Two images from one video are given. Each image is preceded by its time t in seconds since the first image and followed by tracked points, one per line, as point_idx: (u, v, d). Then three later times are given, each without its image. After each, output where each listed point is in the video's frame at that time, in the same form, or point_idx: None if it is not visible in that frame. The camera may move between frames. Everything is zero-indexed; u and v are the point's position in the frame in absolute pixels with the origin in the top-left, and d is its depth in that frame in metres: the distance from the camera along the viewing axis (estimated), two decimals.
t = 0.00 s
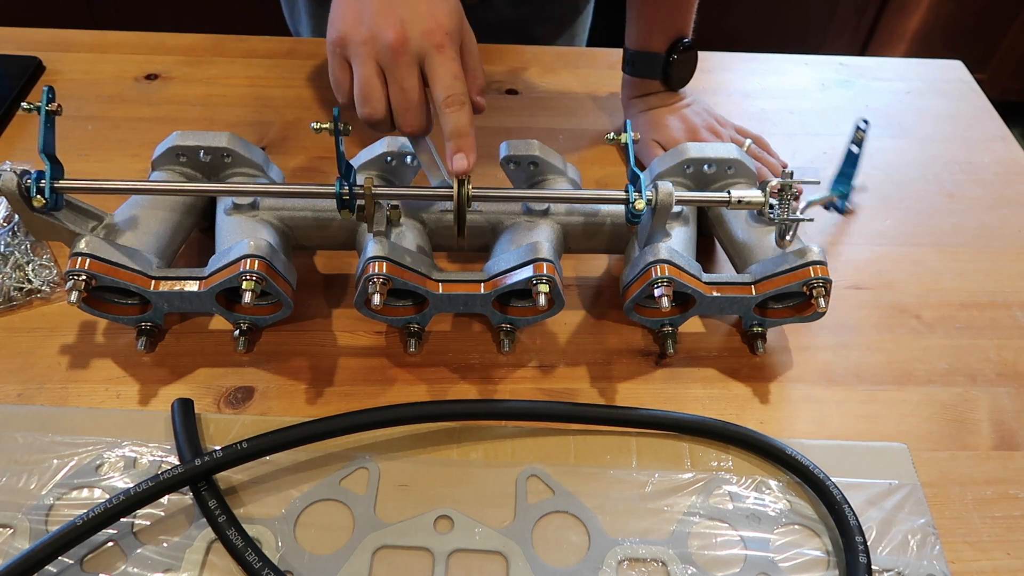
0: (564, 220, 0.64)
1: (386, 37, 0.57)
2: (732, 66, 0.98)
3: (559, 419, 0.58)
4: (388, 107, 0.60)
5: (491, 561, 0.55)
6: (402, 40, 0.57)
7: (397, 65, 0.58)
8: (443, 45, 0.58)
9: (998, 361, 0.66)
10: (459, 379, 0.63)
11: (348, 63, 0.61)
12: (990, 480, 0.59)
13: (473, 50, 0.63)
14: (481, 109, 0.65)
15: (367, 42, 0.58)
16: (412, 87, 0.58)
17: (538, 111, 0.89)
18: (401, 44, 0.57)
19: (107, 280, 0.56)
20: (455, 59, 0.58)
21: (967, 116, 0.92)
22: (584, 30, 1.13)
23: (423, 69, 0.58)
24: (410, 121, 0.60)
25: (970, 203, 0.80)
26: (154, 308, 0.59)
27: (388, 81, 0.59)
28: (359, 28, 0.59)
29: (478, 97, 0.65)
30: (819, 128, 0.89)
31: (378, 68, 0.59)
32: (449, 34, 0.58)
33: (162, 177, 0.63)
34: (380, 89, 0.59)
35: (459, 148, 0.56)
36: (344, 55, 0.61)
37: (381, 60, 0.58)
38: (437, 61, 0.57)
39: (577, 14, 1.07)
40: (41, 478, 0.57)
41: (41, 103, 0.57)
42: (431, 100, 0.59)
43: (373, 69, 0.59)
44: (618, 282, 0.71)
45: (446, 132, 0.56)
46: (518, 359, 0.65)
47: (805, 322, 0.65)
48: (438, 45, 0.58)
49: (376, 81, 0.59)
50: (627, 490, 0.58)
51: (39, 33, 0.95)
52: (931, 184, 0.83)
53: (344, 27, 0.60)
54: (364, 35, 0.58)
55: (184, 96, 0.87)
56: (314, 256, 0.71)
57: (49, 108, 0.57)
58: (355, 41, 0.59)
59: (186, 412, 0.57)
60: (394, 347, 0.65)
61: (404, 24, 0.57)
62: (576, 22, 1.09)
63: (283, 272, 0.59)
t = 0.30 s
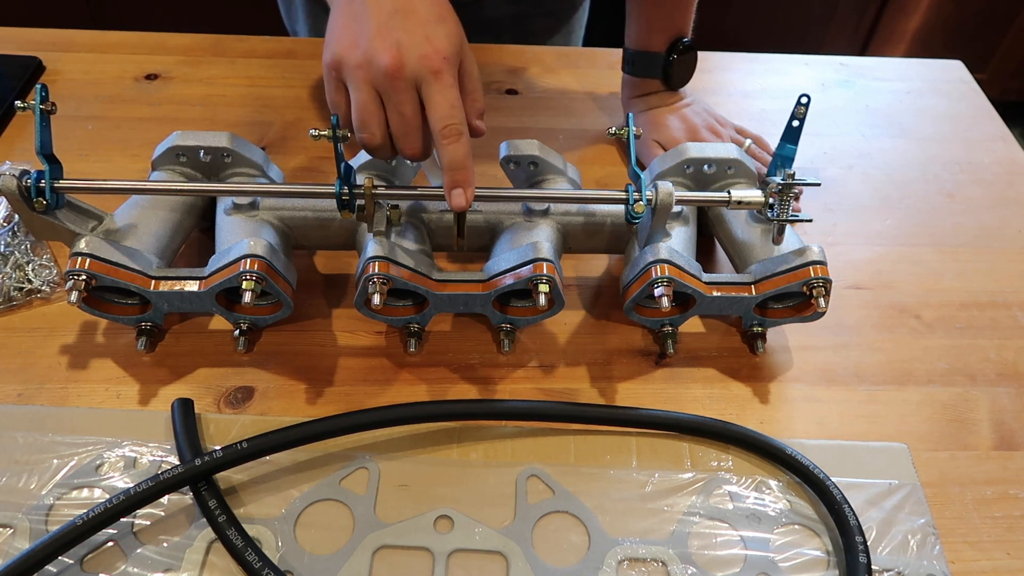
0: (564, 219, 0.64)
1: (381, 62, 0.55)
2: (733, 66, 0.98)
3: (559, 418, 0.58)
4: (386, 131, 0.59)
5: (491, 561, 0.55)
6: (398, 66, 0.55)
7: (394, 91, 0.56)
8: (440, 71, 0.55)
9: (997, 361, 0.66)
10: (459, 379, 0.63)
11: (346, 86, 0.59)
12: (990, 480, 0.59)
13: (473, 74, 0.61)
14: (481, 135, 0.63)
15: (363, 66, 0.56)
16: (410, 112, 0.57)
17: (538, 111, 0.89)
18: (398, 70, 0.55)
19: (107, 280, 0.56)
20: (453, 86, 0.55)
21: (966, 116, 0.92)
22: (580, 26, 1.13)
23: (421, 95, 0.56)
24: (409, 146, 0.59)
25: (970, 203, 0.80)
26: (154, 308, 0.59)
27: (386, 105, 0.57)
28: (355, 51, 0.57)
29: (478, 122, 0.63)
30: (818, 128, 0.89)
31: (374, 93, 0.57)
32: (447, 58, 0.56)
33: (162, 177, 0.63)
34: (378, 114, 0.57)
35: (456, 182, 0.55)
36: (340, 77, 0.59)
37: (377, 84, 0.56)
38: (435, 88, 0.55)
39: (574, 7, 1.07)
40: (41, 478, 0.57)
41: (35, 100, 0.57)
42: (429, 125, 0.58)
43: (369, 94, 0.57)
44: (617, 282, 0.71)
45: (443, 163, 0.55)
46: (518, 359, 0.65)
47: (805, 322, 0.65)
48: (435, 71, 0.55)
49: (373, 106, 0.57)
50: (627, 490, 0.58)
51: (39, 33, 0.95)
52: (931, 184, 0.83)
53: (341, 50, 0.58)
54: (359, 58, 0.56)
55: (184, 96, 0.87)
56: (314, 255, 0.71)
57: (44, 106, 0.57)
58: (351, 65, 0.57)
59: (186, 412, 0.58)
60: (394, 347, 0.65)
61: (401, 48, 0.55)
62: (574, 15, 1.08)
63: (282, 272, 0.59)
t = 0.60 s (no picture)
0: (564, 220, 0.64)
1: (376, 53, 0.55)
2: (733, 66, 0.98)
3: (558, 418, 0.58)
4: (384, 123, 0.59)
5: (491, 561, 0.55)
6: (393, 57, 0.55)
7: (389, 81, 0.56)
8: (435, 59, 0.55)
9: (997, 361, 0.66)
10: (459, 379, 0.63)
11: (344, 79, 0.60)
12: (990, 480, 0.59)
13: (471, 62, 0.61)
14: (481, 122, 0.64)
15: (359, 58, 0.56)
16: (406, 102, 0.57)
17: (538, 111, 0.89)
18: (392, 60, 0.55)
19: (107, 280, 0.56)
20: (448, 73, 0.55)
21: (967, 116, 0.92)
22: (578, 26, 1.13)
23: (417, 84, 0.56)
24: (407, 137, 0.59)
25: (970, 203, 0.80)
26: (154, 308, 0.59)
27: (383, 97, 0.57)
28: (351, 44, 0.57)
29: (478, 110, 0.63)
30: (819, 128, 0.89)
31: (371, 84, 0.57)
32: (441, 46, 0.56)
33: (161, 177, 0.63)
34: (375, 105, 0.58)
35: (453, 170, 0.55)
36: (338, 71, 0.59)
37: (373, 76, 0.56)
38: (430, 76, 0.55)
39: (572, 6, 1.07)
40: (41, 478, 0.57)
41: (35, 100, 0.57)
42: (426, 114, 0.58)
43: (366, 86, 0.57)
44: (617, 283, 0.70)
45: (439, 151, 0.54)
46: (518, 359, 0.65)
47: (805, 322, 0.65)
48: (430, 60, 0.55)
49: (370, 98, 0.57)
50: (627, 490, 0.58)
51: (39, 33, 0.95)
52: (931, 184, 0.83)
53: (338, 44, 0.58)
54: (356, 50, 0.56)
55: (184, 96, 0.87)
56: (314, 256, 0.71)
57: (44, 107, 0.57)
58: (347, 58, 0.57)
59: (186, 412, 0.58)
60: (394, 347, 0.65)
61: (395, 38, 0.55)
62: (572, 15, 1.09)
63: (282, 272, 0.59)
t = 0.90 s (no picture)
0: (564, 219, 0.64)
1: (374, 81, 0.55)
2: (732, 66, 0.98)
3: (558, 418, 0.58)
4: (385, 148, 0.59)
5: (491, 561, 0.55)
6: (391, 84, 0.55)
7: (388, 109, 0.56)
8: (433, 85, 0.55)
9: (997, 361, 0.66)
10: (459, 379, 0.63)
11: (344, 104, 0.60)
12: (990, 480, 0.59)
13: (469, 78, 0.61)
14: (482, 140, 0.64)
15: (357, 86, 0.56)
16: (405, 129, 0.57)
17: (538, 111, 0.89)
18: (391, 88, 0.55)
19: (107, 280, 0.56)
20: (447, 98, 0.55)
21: (967, 116, 0.92)
22: (585, 25, 1.13)
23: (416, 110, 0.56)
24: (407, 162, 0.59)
25: (970, 203, 0.80)
26: (154, 308, 0.59)
27: (382, 123, 0.58)
28: (348, 70, 0.57)
29: (478, 129, 0.63)
30: (819, 128, 0.89)
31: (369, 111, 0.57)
32: (439, 71, 0.55)
33: (161, 177, 0.63)
34: (374, 132, 0.58)
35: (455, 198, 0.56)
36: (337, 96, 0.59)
37: (372, 103, 0.57)
38: (429, 102, 0.55)
39: (577, 8, 1.07)
40: (41, 478, 0.57)
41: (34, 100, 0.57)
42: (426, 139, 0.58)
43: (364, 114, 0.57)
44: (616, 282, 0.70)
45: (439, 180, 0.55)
46: (518, 359, 0.65)
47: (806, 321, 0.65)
48: (428, 86, 0.55)
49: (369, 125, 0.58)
50: (627, 490, 0.58)
51: (38, 33, 0.95)
52: (931, 184, 0.83)
53: (335, 69, 0.58)
54: (354, 77, 0.56)
55: (184, 96, 0.87)
56: (314, 255, 0.71)
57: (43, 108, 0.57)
58: (346, 85, 0.57)
59: (186, 411, 0.58)
60: (394, 347, 0.65)
61: (392, 65, 0.55)
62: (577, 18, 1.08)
63: (282, 272, 0.59)
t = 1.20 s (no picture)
0: (563, 219, 0.64)
1: (349, 102, 0.55)
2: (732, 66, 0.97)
3: (558, 418, 0.58)
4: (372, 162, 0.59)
5: (491, 561, 0.55)
6: (365, 105, 0.55)
7: (366, 128, 0.56)
8: (407, 104, 0.54)
9: (997, 361, 0.66)
10: (459, 379, 0.63)
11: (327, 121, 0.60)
12: (990, 480, 0.59)
13: (449, 86, 0.61)
14: (462, 148, 0.65)
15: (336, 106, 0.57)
16: (386, 147, 0.57)
17: (538, 111, 0.89)
18: (366, 107, 0.55)
19: (106, 280, 0.56)
20: (423, 114, 0.54)
21: (966, 116, 0.92)
22: (586, 31, 1.13)
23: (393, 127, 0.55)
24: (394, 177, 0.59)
25: (969, 203, 0.80)
26: (154, 308, 0.59)
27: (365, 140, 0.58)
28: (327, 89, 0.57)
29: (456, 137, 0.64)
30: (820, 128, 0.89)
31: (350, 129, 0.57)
32: (412, 87, 0.54)
33: (161, 176, 0.63)
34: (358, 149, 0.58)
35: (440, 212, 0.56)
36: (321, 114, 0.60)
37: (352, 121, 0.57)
38: (405, 119, 0.54)
39: (578, 16, 1.07)
40: (41, 477, 0.57)
41: (40, 102, 0.57)
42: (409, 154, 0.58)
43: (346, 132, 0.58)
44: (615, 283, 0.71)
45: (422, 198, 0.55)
46: (518, 359, 0.65)
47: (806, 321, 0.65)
48: (402, 104, 0.54)
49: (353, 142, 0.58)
50: (627, 490, 0.58)
51: (38, 33, 0.95)
52: (931, 184, 0.83)
53: (315, 90, 0.58)
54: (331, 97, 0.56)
55: (184, 96, 0.87)
56: (314, 255, 0.71)
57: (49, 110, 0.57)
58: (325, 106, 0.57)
59: (186, 411, 0.58)
60: (394, 347, 0.65)
61: (366, 85, 0.54)
62: (578, 27, 1.09)
63: (282, 272, 0.59)
